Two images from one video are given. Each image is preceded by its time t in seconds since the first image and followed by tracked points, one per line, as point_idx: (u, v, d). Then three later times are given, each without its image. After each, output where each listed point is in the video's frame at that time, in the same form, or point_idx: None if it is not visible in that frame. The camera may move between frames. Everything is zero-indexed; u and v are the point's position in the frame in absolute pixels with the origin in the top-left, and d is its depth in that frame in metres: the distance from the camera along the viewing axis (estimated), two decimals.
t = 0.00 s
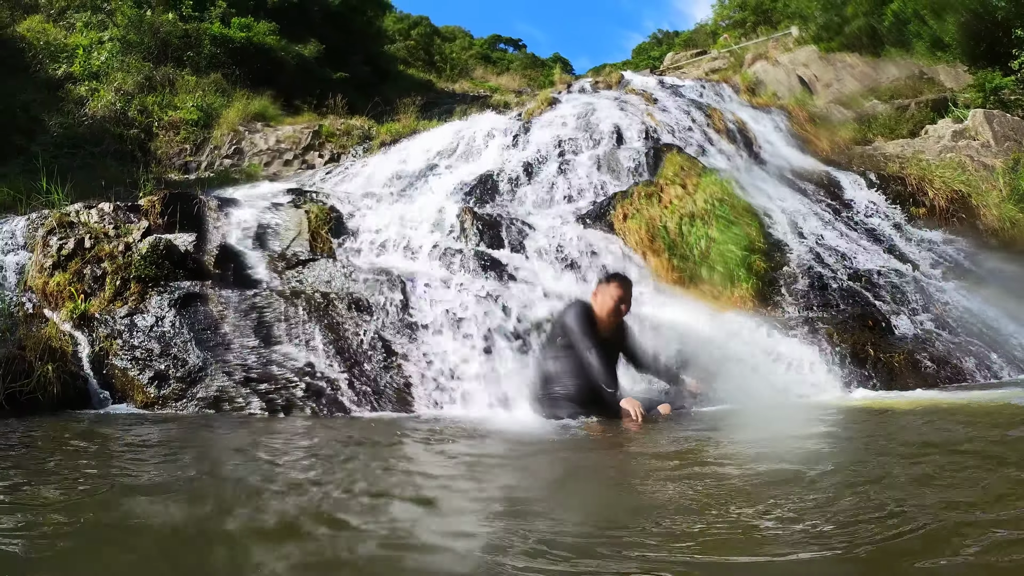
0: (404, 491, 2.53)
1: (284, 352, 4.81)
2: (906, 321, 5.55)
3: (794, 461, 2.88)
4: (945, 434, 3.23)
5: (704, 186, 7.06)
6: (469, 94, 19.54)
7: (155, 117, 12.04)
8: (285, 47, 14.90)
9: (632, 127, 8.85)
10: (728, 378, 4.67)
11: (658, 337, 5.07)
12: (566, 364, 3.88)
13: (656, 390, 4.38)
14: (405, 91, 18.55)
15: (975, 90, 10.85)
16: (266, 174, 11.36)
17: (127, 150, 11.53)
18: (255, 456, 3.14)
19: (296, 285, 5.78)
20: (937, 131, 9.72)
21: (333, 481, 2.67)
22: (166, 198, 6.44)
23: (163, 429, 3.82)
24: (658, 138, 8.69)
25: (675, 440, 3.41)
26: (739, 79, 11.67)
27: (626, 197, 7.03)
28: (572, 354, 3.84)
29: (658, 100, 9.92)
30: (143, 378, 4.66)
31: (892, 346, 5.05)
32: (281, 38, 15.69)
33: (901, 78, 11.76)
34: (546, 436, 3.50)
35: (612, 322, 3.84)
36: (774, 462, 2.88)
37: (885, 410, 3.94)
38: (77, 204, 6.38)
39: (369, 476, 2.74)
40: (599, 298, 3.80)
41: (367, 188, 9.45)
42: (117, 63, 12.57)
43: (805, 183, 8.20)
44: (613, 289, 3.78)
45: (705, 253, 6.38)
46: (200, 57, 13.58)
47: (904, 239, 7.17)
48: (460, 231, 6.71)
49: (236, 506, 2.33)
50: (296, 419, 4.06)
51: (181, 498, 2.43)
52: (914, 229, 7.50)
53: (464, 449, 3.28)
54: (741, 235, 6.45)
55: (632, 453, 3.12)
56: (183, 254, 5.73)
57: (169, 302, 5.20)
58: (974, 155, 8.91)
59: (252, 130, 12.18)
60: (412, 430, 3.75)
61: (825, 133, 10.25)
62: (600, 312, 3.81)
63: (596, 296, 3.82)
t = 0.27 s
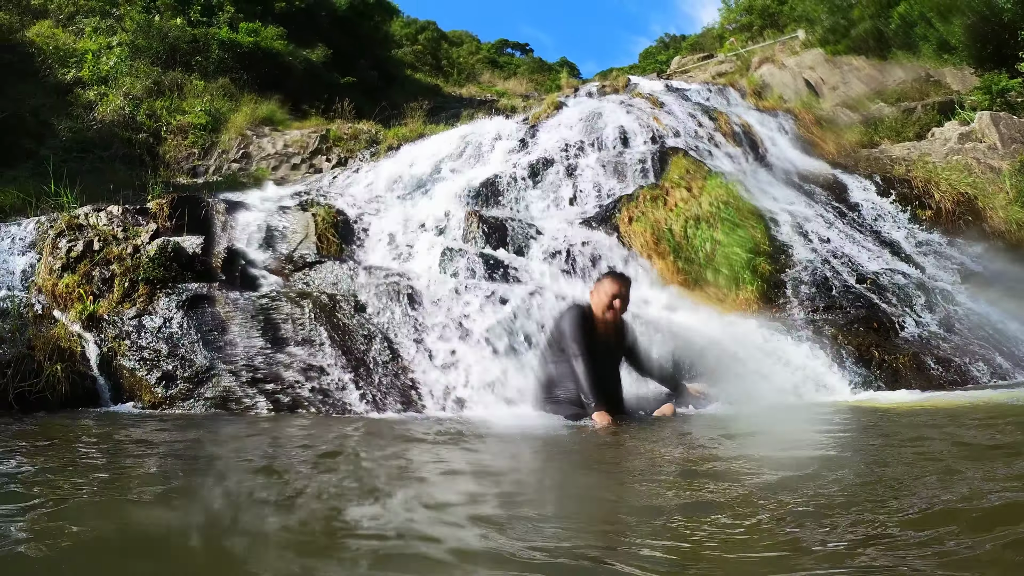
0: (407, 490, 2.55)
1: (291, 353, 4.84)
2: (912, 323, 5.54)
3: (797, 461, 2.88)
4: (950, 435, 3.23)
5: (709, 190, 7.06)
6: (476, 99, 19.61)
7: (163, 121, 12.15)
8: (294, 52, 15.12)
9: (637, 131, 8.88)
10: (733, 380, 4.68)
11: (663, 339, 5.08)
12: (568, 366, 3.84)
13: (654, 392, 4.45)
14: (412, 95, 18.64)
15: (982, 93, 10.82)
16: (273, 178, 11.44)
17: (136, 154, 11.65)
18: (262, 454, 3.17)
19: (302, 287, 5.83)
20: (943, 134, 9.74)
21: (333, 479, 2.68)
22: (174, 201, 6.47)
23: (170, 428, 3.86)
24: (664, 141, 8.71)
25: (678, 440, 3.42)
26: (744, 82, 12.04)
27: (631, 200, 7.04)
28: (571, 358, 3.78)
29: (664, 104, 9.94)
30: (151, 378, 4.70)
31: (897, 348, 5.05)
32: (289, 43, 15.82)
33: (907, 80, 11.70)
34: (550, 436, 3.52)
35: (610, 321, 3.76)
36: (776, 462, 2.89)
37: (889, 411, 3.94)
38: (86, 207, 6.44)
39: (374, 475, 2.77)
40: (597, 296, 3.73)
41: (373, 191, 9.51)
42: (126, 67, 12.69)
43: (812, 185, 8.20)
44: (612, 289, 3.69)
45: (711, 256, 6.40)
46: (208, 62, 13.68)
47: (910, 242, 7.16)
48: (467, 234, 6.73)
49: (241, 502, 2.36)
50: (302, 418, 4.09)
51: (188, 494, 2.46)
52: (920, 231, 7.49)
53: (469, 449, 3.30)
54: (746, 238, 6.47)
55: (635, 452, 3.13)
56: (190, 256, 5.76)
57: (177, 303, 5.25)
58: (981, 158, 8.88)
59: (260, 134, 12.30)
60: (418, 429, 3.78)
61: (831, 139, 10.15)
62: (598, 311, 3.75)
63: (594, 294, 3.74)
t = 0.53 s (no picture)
0: (408, 496, 2.56)
1: (295, 359, 4.85)
2: (914, 325, 5.53)
3: (796, 465, 2.89)
4: (951, 437, 3.23)
5: (711, 194, 7.07)
6: (480, 105, 19.68)
7: (168, 130, 12.22)
8: (298, 60, 15.20)
9: (640, 136, 8.90)
10: (735, 384, 4.68)
11: (665, 343, 5.08)
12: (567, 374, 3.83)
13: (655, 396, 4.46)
14: (416, 102, 18.72)
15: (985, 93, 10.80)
16: (278, 186, 11.49)
17: (141, 163, 11.72)
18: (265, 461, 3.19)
19: (306, 294, 5.86)
20: (947, 135, 9.73)
21: (336, 486, 2.69)
22: (179, 210, 6.53)
23: (174, 434, 3.88)
24: (666, 146, 8.72)
25: (679, 445, 3.43)
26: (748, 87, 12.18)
27: (633, 205, 7.06)
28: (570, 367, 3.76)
29: (667, 108, 9.96)
30: (157, 385, 4.73)
31: (899, 350, 5.04)
32: (292, 50, 15.88)
33: (908, 81, 11.68)
34: (552, 441, 3.53)
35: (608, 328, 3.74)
36: (776, 466, 2.90)
37: (891, 414, 3.94)
38: (92, 216, 6.47)
39: (376, 481, 2.78)
40: (596, 302, 3.68)
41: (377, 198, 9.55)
42: (131, 76, 12.78)
43: (814, 188, 8.20)
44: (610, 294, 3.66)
45: (712, 260, 6.40)
46: (213, 70, 13.76)
47: (913, 244, 7.14)
48: (469, 240, 6.75)
49: (244, 509, 2.38)
50: (306, 425, 4.10)
51: (191, 501, 2.47)
52: (923, 233, 7.48)
53: (472, 455, 3.31)
54: (748, 242, 6.47)
55: (636, 458, 3.13)
56: (195, 262, 5.84)
57: (182, 311, 5.29)
58: (985, 159, 8.86)
59: (264, 142, 12.36)
60: (421, 436, 3.79)
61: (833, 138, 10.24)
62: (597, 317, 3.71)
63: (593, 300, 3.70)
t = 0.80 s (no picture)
0: (406, 496, 2.58)
1: (296, 362, 4.88)
2: (912, 324, 5.54)
3: (791, 460, 2.90)
4: (945, 433, 3.24)
5: (710, 195, 7.08)
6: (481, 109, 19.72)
7: (169, 137, 12.29)
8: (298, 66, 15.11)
9: (638, 139, 8.93)
10: (733, 384, 4.69)
11: (664, 344, 5.10)
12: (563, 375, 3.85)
13: (656, 397, 4.44)
14: (417, 107, 18.77)
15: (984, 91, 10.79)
16: (279, 192, 11.52)
17: (143, 170, 11.81)
18: (265, 463, 3.21)
19: (306, 298, 5.88)
20: (946, 134, 9.72)
21: (334, 488, 2.71)
22: (180, 215, 6.51)
23: (175, 437, 3.91)
24: (665, 148, 8.74)
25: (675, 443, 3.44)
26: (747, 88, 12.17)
27: (632, 207, 7.09)
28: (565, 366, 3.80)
29: (667, 111, 9.98)
30: (159, 389, 4.76)
31: (897, 348, 5.05)
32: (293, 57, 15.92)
33: (907, 79, 11.66)
34: (550, 441, 3.55)
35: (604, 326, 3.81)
36: (770, 462, 2.91)
37: (887, 410, 3.95)
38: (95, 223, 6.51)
39: (374, 482, 2.80)
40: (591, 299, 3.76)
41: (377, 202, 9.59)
42: (133, 84, 12.87)
43: (813, 188, 8.21)
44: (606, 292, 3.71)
45: (710, 260, 6.40)
46: (214, 78, 13.83)
47: (912, 242, 7.15)
48: (468, 243, 6.78)
49: (242, 510, 2.40)
50: (305, 427, 4.13)
51: (189, 502, 2.50)
52: (922, 231, 7.48)
53: (470, 456, 3.33)
54: (745, 242, 6.48)
55: (633, 456, 3.13)
56: (195, 269, 5.82)
57: (184, 315, 5.31)
58: (984, 157, 8.86)
59: (266, 148, 12.39)
60: (420, 437, 3.81)
61: (832, 139, 10.20)
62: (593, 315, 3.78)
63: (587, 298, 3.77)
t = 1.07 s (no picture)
0: (403, 493, 2.62)
1: (296, 361, 4.93)
2: (906, 323, 5.58)
3: (780, 457, 2.94)
4: (935, 430, 3.27)
5: (706, 196, 7.11)
6: (481, 110, 19.78)
7: (171, 138, 12.36)
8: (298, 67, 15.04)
9: (637, 139, 8.96)
10: (726, 383, 4.73)
11: (660, 344, 5.14)
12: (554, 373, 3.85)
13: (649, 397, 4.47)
14: (417, 108, 18.83)
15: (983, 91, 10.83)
16: (280, 192, 11.56)
17: (145, 171, 11.91)
18: (265, 460, 3.26)
19: (306, 298, 5.92)
20: (943, 134, 9.75)
21: (332, 484, 2.75)
22: (181, 216, 6.48)
23: (177, 435, 3.96)
24: (663, 148, 8.78)
25: (667, 441, 3.49)
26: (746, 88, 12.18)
27: (629, 208, 7.13)
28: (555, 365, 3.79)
29: (665, 111, 10.03)
30: (161, 388, 4.80)
31: (890, 347, 5.09)
32: (294, 58, 15.97)
33: (905, 79, 11.71)
34: (546, 438, 3.59)
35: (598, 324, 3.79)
36: (760, 459, 2.96)
37: (879, 408, 3.98)
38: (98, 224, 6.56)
39: (371, 479, 2.84)
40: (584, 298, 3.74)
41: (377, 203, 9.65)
42: (134, 86, 12.94)
43: (810, 189, 8.25)
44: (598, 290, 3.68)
45: (706, 260, 6.44)
46: (216, 79, 13.89)
47: (908, 242, 7.18)
48: (467, 243, 6.83)
49: (242, 505, 2.45)
50: (305, 425, 4.17)
51: (191, 498, 2.55)
52: (918, 231, 7.52)
53: (468, 453, 3.37)
54: (741, 242, 6.52)
55: (626, 453, 3.18)
56: (198, 270, 5.85)
57: (185, 316, 5.36)
58: (981, 157, 8.89)
59: (267, 149, 12.44)
60: (418, 435, 3.86)
61: (830, 138, 10.25)
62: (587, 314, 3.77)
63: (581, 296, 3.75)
